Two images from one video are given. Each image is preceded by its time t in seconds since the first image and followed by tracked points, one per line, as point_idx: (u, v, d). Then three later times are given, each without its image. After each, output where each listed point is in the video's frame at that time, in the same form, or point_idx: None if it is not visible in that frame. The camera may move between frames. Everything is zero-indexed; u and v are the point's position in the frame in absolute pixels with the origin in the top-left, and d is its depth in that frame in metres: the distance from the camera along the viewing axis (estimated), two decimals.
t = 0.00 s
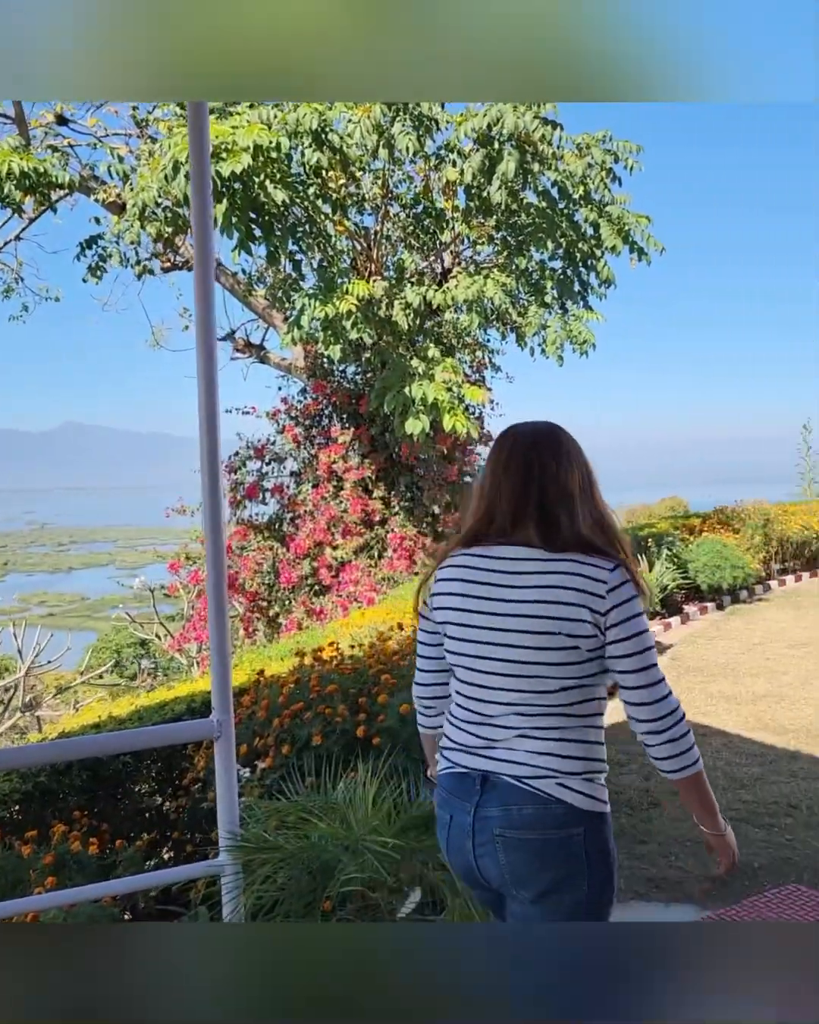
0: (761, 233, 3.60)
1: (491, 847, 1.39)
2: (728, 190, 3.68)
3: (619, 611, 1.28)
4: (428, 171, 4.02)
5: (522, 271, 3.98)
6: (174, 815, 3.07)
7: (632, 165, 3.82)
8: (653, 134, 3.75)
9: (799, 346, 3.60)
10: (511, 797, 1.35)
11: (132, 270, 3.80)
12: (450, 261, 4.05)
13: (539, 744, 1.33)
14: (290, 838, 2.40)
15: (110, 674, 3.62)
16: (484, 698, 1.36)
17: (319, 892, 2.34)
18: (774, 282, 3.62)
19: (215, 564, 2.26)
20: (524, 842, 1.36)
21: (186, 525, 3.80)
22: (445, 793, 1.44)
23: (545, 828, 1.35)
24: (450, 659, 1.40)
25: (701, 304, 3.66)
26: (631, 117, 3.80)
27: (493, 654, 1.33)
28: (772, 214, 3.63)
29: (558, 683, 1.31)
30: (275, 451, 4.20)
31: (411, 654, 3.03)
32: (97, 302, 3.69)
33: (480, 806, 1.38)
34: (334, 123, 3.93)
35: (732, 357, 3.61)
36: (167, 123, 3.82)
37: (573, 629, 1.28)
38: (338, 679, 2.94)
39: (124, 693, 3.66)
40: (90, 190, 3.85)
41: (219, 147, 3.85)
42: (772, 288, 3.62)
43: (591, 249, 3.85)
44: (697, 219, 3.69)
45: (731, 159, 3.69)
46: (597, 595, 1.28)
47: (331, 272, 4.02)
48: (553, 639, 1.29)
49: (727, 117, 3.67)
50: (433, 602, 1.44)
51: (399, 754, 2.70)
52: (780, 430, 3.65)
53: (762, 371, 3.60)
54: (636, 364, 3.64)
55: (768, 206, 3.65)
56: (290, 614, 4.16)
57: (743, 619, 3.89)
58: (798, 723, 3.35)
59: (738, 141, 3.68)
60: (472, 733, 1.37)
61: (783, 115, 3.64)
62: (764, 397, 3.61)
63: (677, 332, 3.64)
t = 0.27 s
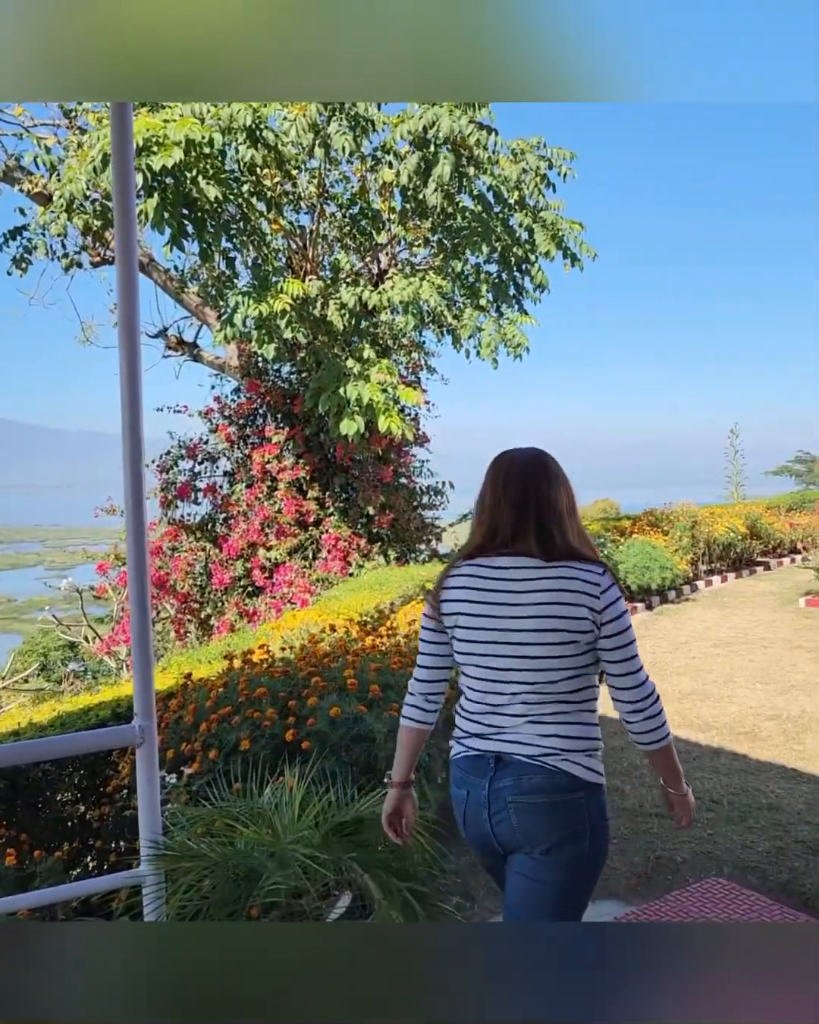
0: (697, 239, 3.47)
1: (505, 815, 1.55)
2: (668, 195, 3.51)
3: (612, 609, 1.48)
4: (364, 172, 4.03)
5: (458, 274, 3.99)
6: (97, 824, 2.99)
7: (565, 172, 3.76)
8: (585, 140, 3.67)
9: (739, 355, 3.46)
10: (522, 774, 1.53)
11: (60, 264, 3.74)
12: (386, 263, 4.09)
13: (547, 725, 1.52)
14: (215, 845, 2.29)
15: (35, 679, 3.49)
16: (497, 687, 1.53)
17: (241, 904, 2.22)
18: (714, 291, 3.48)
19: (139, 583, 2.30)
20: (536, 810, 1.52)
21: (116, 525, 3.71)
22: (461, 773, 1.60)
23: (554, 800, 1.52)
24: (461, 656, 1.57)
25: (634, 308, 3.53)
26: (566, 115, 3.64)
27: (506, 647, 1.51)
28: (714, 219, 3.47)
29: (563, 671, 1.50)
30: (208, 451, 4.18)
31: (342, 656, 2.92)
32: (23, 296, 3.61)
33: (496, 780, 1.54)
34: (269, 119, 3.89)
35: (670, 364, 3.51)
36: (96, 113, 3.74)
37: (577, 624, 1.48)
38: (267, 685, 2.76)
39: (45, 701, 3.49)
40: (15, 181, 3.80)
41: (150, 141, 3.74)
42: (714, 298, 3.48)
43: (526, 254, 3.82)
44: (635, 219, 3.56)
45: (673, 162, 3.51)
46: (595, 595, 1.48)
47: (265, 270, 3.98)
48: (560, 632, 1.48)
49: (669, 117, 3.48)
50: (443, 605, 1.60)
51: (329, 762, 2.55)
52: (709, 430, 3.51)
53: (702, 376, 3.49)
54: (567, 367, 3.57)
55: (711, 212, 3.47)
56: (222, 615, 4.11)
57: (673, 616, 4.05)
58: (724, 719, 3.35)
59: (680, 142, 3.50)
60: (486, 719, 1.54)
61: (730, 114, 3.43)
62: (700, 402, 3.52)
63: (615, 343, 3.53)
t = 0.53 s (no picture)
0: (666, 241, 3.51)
1: (537, 757, 1.85)
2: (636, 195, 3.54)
3: (619, 568, 1.77)
4: (337, 171, 4.02)
5: (432, 274, 3.95)
6: (67, 827, 2.95)
7: (537, 172, 3.72)
8: (557, 141, 3.63)
9: (708, 353, 3.53)
10: (552, 713, 1.82)
11: (29, 260, 3.70)
12: (359, 261, 4.09)
13: (571, 669, 1.82)
14: (184, 846, 2.25)
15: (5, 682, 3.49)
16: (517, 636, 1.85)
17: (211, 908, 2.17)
18: (682, 291, 3.53)
19: (106, 579, 2.36)
20: (563, 753, 1.83)
21: (87, 525, 3.64)
22: (493, 716, 1.89)
23: (579, 740, 1.82)
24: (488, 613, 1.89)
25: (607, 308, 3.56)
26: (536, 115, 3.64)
27: (529, 603, 1.81)
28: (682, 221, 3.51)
29: (578, 624, 1.80)
30: (180, 450, 4.14)
31: (315, 655, 2.90)
32: None
33: (528, 721, 1.84)
34: (240, 117, 3.90)
35: (640, 362, 3.54)
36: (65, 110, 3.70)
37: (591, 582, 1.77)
38: (239, 685, 2.71)
39: (16, 703, 3.49)
40: None
41: (120, 138, 3.73)
42: (681, 299, 3.53)
43: (498, 253, 3.76)
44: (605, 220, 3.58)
45: (641, 162, 3.55)
46: (603, 556, 1.77)
47: (238, 268, 3.95)
48: (575, 591, 1.78)
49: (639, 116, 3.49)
50: (471, 573, 1.91)
51: (302, 761, 2.49)
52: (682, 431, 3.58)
53: (670, 373, 3.56)
54: (539, 365, 3.57)
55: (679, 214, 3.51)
56: (195, 615, 4.10)
57: (643, 619, 4.14)
58: (695, 716, 3.38)
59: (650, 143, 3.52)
60: (503, 663, 1.88)
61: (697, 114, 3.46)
62: (670, 399, 3.57)
63: (587, 338, 3.55)
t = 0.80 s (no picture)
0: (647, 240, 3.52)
1: (572, 733, 1.99)
2: (616, 194, 3.55)
3: (631, 560, 1.92)
4: (318, 170, 4.03)
5: (413, 271, 3.96)
6: (48, 830, 2.93)
7: (518, 170, 3.71)
8: (537, 139, 3.60)
9: (690, 351, 3.54)
10: (578, 693, 1.97)
11: (8, 259, 3.66)
12: (341, 261, 4.08)
13: (591, 653, 1.97)
14: (166, 847, 2.25)
15: None
16: (540, 625, 1.99)
17: (192, 907, 2.17)
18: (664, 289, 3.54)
19: (84, 579, 2.36)
20: (594, 727, 1.98)
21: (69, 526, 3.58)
22: (522, 698, 2.02)
23: (606, 713, 1.97)
24: (509, 605, 2.02)
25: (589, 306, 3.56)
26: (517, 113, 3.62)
27: (550, 595, 1.95)
28: (662, 219, 3.52)
29: (593, 610, 1.95)
30: (163, 450, 4.11)
31: (297, 655, 2.86)
32: None
33: (558, 701, 1.99)
34: (221, 115, 3.88)
35: (622, 360, 3.54)
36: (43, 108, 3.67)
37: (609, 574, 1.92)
38: (222, 685, 2.67)
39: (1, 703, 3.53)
40: None
41: (100, 136, 3.69)
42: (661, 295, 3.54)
43: (480, 252, 3.75)
44: (586, 219, 3.58)
45: (619, 158, 3.53)
46: (616, 550, 1.92)
47: (219, 267, 3.93)
48: (592, 579, 1.92)
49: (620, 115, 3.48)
50: (493, 564, 2.03)
51: (284, 761, 2.47)
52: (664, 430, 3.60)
53: (651, 371, 3.55)
54: (520, 363, 3.58)
55: (660, 213, 3.52)
56: (178, 615, 4.09)
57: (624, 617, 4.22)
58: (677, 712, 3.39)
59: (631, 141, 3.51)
60: (527, 651, 2.01)
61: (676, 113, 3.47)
62: (651, 397, 3.57)
63: (569, 337, 3.56)
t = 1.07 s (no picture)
0: (634, 239, 3.53)
1: (597, 698, 2.20)
2: (603, 191, 3.55)
3: (651, 551, 2.19)
4: (306, 169, 4.03)
5: (401, 270, 3.94)
6: (34, 833, 2.91)
7: (506, 169, 3.69)
8: (524, 138, 3.59)
9: (677, 350, 3.55)
10: (602, 661, 2.19)
11: None
12: (330, 260, 4.07)
13: (611, 626, 2.21)
14: (153, 848, 2.25)
15: None
16: (565, 603, 2.23)
17: (180, 909, 2.16)
18: (651, 287, 3.55)
19: (68, 581, 2.36)
20: (617, 693, 2.19)
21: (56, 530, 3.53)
22: (549, 670, 2.24)
23: (629, 679, 2.19)
24: (536, 586, 2.28)
25: (577, 306, 3.58)
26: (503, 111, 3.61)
27: (579, 576, 2.20)
28: (649, 217, 3.52)
29: (617, 590, 2.21)
30: (150, 450, 4.15)
31: (286, 655, 2.86)
32: None
33: (583, 669, 2.20)
34: (208, 115, 3.87)
35: (611, 358, 3.55)
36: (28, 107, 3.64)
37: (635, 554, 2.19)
38: (209, 686, 2.67)
39: None
40: None
41: (85, 135, 3.67)
42: (647, 294, 3.56)
43: (468, 251, 3.74)
44: (572, 215, 3.57)
45: (607, 156, 3.52)
46: (639, 540, 2.19)
47: (206, 266, 3.89)
48: (618, 563, 2.19)
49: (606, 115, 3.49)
50: (524, 550, 2.29)
51: (272, 761, 2.46)
52: (654, 429, 3.57)
53: (639, 369, 3.54)
54: (510, 362, 3.60)
55: (648, 212, 3.52)
56: (168, 617, 4.11)
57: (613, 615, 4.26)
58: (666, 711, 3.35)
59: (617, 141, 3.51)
60: (550, 625, 2.25)
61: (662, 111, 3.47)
62: (640, 394, 3.55)
63: (558, 337, 3.56)
